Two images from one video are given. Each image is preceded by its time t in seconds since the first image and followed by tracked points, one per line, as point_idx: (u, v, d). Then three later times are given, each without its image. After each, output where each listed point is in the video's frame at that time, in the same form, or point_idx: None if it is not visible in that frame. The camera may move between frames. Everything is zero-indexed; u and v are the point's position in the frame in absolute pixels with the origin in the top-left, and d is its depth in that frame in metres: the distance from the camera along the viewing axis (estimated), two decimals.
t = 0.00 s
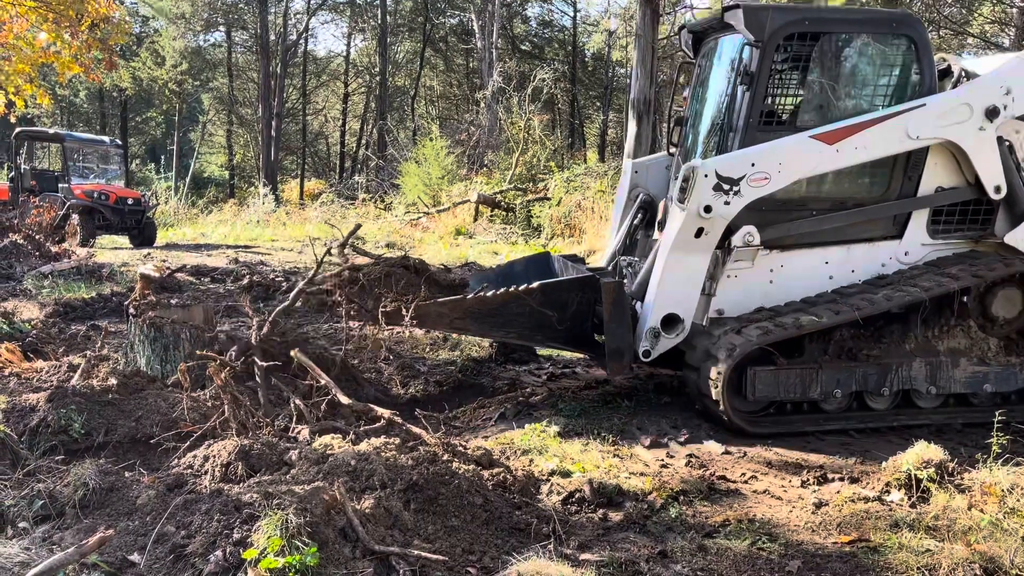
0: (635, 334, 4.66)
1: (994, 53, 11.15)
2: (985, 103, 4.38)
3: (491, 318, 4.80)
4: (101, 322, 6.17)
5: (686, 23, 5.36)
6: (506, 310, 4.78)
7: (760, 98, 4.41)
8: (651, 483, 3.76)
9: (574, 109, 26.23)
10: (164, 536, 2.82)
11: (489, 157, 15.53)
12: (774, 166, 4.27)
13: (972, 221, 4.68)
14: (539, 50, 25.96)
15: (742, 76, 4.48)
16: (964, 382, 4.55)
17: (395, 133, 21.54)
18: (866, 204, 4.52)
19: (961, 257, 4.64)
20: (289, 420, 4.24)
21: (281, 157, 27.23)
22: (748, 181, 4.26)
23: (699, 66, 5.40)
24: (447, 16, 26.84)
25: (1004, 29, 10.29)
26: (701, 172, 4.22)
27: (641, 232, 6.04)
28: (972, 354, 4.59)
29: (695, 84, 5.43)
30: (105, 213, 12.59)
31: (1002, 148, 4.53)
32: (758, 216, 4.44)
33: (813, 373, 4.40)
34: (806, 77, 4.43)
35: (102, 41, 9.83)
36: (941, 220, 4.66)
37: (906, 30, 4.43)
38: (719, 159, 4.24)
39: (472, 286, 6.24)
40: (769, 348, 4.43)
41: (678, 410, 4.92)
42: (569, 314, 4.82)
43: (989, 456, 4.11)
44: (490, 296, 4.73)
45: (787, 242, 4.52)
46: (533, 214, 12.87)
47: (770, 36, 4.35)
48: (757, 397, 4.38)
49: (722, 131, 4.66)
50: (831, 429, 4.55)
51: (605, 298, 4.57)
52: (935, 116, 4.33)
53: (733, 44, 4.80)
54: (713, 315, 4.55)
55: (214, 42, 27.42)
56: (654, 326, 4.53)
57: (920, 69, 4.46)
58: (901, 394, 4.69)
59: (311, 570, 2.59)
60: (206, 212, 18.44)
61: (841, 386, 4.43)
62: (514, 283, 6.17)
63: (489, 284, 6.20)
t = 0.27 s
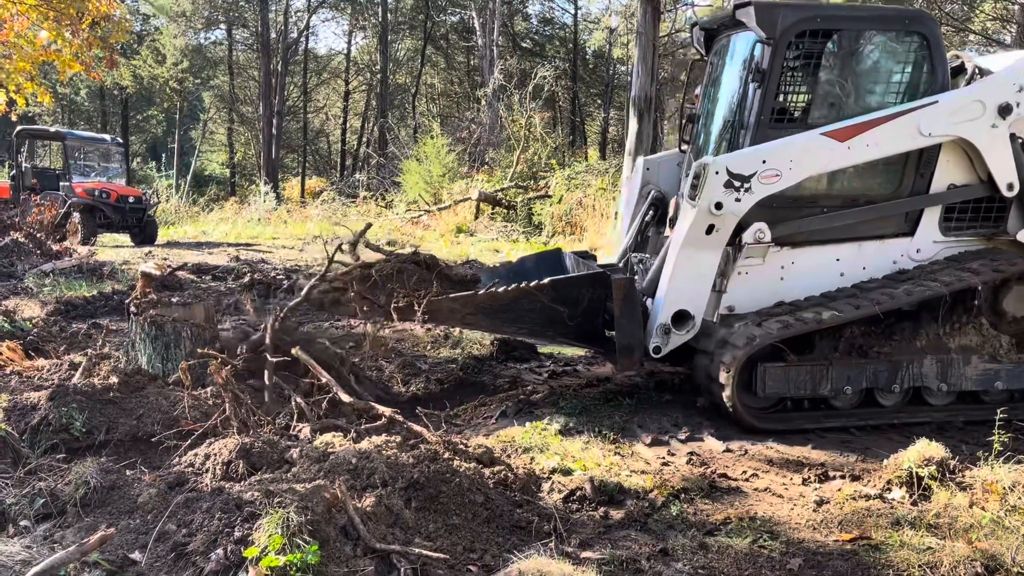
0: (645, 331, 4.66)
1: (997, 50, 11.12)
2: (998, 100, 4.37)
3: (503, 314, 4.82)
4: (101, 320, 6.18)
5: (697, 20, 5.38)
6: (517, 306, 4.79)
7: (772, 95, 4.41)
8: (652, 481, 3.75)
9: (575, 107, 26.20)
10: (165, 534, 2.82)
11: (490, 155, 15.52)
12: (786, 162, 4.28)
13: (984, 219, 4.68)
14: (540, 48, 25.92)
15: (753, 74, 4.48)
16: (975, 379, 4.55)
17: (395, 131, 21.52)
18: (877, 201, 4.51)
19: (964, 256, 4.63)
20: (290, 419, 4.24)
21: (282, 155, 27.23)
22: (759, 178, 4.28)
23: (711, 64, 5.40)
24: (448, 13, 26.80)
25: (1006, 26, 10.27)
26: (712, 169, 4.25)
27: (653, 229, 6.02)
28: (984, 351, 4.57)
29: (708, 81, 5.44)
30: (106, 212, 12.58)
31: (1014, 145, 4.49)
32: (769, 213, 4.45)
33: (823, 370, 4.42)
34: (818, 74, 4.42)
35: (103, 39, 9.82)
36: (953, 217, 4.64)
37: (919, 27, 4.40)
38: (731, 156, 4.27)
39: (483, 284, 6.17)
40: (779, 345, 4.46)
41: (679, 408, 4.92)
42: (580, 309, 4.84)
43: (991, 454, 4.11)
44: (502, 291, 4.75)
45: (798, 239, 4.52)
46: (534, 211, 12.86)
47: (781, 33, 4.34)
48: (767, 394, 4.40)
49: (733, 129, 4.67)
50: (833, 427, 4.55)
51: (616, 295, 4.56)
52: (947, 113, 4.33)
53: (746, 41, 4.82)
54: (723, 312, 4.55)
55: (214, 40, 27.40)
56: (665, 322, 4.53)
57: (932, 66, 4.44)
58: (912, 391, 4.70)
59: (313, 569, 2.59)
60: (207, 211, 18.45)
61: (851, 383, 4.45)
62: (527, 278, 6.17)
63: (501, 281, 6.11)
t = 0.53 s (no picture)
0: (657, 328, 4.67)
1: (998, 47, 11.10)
2: (1010, 97, 4.36)
3: (515, 311, 4.82)
4: (103, 319, 6.18)
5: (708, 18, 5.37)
6: (529, 304, 4.80)
7: (783, 93, 4.41)
8: (654, 479, 3.75)
9: (576, 104, 26.20)
10: (168, 533, 2.82)
11: (490, 153, 15.51)
12: (798, 160, 4.27)
13: (998, 217, 4.68)
14: (541, 46, 25.92)
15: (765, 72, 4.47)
16: (989, 377, 4.52)
17: (396, 129, 21.51)
18: (890, 199, 4.50)
19: (967, 255, 4.63)
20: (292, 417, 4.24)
21: (282, 154, 27.23)
22: (771, 176, 4.26)
23: (722, 61, 5.40)
24: (449, 11, 26.78)
25: (1007, 24, 10.26)
26: (724, 167, 4.24)
27: (664, 227, 6.02)
28: (997, 348, 4.55)
29: (719, 78, 5.42)
30: (108, 210, 12.59)
31: None
32: (781, 211, 4.45)
33: (835, 368, 4.42)
34: (829, 72, 4.40)
35: (104, 38, 9.81)
36: (966, 214, 4.64)
37: (931, 24, 4.39)
38: (743, 154, 4.26)
39: (497, 281, 6.27)
40: (791, 343, 4.47)
41: (681, 406, 4.91)
42: (592, 307, 4.84)
43: (993, 451, 4.10)
44: (514, 290, 4.76)
45: (810, 237, 4.52)
46: (535, 209, 12.85)
47: (793, 31, 4.34)
48: (779, 391, 4.40)
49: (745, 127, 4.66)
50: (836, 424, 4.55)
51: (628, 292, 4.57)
52: (960, 110, 4.32)
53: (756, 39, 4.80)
54: (735, 309, 4.53)
55: (215, 38, 27.38)
56: (677, 320, 4.53)
57: (944, 64, 4.44)
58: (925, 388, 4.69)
59: (315, 567, 2.58)
60: (207, 209, 18.45)
61: (864, 380, 4.45)
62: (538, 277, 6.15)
63: (513, 279, 6.20)
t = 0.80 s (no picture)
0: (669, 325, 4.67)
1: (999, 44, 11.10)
2: None
3: (528, 308, 4.84)
4: (104, 318, 6.17)
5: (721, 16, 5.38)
6: (542, 300, 4.81)
7: (795, 91, 4.41)
8: (656, 476, 3.75)
9: (576, 102, 26.20)
10: (170, 531, 2.82)
11: (490, 151, 15.51)
12: (810, 158, 4.26)
13: (1011, 214, 4.66)
14: (541, 44, 25.91)
15: (777, 70, 4.46)
16: (1002, 374, 4.52)
17: (396, 127, 21.51)
18: (902, 196, 4.50)
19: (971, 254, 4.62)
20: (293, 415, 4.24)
21: (282, 153, 27.23)
22: (783, 173, 4.25)
23: (734, 59, 5.40)
24: (448, 10, 26.75)
25: (1007, 21, 10.27)
26: (736, 164, 4.21)
27: (677, 224, 6.00)
28: (1010, 346, 4.53)
29: (732, 74, 5.41)
30: (108, 209, 12.58)
31: None
32: (794, 208, 4.43)
33: (847, 364, 4.40)
34: (842, 69, 4.39)
35: (104, 37, 9.79)
36: (979, 212, 4.64)
37: (944, 21, 4.36)
38: (754, 151, 4.23)
39: (508, 278, 6.26)
40: (803, 339, 4.45)
41: (683, 404, 4.91)
42: (605, 304, 4.84)
43: (994, 449, 4.09)
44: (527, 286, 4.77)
45: (823, 234, 4.51)
46: (535, 208, 12.84)
47: (806, 28, 4.32)
48: (790, 387, 4.39)
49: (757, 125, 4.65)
50: (839, 422, 4.55)
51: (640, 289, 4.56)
52: (973, 107, 4.30)
53: (769, 36, 4.79)
54: (747, 307, 4.54)
55: (215, 37, 27.35)
56: (689, 317, 4.53)
57: (958, 63, 4.42)
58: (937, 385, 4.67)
59: (317, 566, 2.58)
60: (208, 208, 18.45)
61: (875, 376, 4.43)
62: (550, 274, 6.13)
63: (525, 277, 6.16)
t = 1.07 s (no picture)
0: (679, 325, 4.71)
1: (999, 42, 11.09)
2: None
3: (539, 307, 4.85)
4: (103, 318, 6.17)
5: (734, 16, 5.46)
6: (553, 299, 4.82)
7: (806, 89, 4.40)
8: (656, 476, 3.75)
9: (575, 101, 26.19)
10: (170, 531, 2.82)
11: (490, 150, 15.50)
12: (820, 156, 4.26)
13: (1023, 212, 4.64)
14: (540, 43, 25.90)
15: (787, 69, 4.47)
16: (1012, 373, 4.50)
17: (395, 127, 21.49)
18: (913, 195, 4.49)
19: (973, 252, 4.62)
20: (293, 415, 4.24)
21: (281, 152, 27.22)
22: (793, 172, 4.26)
23: (745, 59, 5.44)
24: (447, 9, 26.74)
25: (1007, 20, 10.27)
26: (746, 164, 4.24)
27: (687, 223, 6.06)
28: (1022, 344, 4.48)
29: (743, 73, 5.44)
30: (107, 209, 12.56)
31: None
32: (804, 207, 4.44)
33: (857, 362, 4.42)
34: (852, 68, 4.40)
35: (102, 37, 9.78)
36: (990, 210, 4.62)
37: (955, 21, 4.37)
38: (764, 150, 4.26)
39: (520, 276, 6.36)
40: (813, 337, 4.46)
41: (683, 403, 4.90)
42: (615, 303, 4.86)
43: (994, 447, 4.08)
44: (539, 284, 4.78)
45: (833, 233, 4.51)
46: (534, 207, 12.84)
47: (816, 27, 4.34)
48: (800, 384, 4.41)
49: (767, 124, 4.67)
50: (839, 422, 4.55)
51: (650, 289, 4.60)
52: (984, 106, 4.29)
53: (780, 35, 4.81)
54: (757, 305, 4.56)
55: (214, 36, 27.29)
56: (699, 315, 4.57)
57: (969, 61, 4.41)
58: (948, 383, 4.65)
59: (317, 566, 2.57)
60: (207, 208, 18.44)
61: (886, 374, 4.45)
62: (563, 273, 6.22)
63: (536, 276, 6.26)
